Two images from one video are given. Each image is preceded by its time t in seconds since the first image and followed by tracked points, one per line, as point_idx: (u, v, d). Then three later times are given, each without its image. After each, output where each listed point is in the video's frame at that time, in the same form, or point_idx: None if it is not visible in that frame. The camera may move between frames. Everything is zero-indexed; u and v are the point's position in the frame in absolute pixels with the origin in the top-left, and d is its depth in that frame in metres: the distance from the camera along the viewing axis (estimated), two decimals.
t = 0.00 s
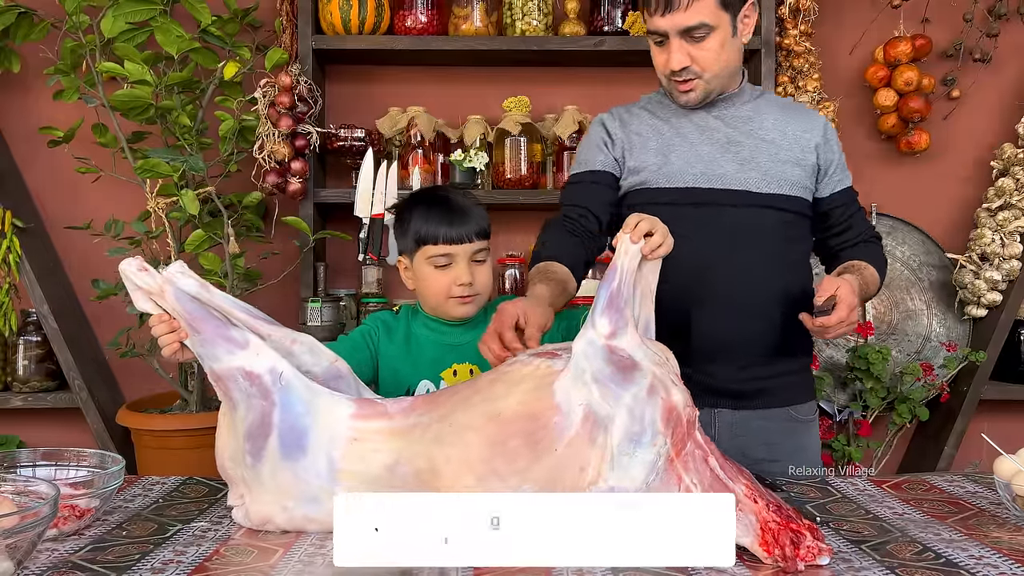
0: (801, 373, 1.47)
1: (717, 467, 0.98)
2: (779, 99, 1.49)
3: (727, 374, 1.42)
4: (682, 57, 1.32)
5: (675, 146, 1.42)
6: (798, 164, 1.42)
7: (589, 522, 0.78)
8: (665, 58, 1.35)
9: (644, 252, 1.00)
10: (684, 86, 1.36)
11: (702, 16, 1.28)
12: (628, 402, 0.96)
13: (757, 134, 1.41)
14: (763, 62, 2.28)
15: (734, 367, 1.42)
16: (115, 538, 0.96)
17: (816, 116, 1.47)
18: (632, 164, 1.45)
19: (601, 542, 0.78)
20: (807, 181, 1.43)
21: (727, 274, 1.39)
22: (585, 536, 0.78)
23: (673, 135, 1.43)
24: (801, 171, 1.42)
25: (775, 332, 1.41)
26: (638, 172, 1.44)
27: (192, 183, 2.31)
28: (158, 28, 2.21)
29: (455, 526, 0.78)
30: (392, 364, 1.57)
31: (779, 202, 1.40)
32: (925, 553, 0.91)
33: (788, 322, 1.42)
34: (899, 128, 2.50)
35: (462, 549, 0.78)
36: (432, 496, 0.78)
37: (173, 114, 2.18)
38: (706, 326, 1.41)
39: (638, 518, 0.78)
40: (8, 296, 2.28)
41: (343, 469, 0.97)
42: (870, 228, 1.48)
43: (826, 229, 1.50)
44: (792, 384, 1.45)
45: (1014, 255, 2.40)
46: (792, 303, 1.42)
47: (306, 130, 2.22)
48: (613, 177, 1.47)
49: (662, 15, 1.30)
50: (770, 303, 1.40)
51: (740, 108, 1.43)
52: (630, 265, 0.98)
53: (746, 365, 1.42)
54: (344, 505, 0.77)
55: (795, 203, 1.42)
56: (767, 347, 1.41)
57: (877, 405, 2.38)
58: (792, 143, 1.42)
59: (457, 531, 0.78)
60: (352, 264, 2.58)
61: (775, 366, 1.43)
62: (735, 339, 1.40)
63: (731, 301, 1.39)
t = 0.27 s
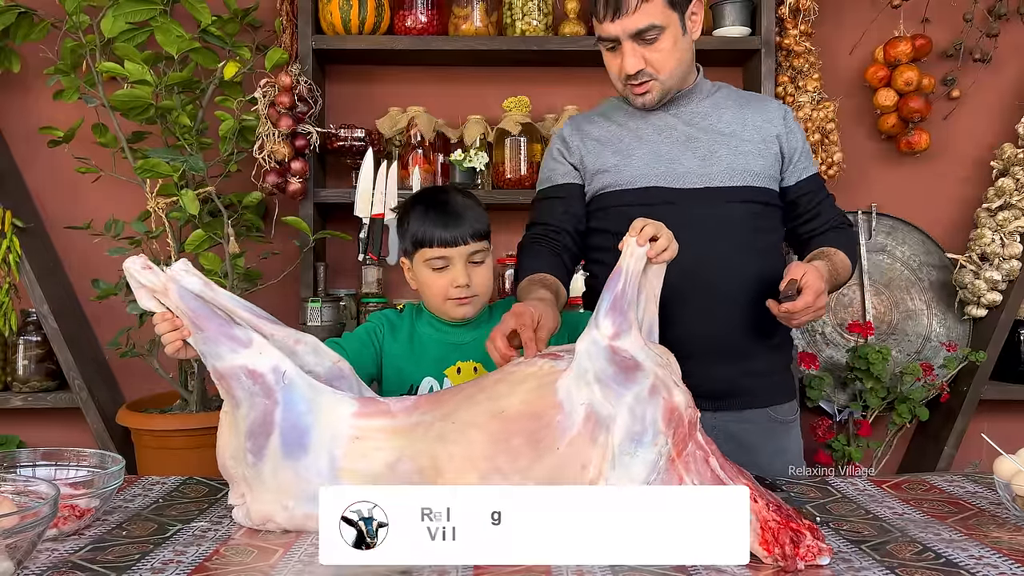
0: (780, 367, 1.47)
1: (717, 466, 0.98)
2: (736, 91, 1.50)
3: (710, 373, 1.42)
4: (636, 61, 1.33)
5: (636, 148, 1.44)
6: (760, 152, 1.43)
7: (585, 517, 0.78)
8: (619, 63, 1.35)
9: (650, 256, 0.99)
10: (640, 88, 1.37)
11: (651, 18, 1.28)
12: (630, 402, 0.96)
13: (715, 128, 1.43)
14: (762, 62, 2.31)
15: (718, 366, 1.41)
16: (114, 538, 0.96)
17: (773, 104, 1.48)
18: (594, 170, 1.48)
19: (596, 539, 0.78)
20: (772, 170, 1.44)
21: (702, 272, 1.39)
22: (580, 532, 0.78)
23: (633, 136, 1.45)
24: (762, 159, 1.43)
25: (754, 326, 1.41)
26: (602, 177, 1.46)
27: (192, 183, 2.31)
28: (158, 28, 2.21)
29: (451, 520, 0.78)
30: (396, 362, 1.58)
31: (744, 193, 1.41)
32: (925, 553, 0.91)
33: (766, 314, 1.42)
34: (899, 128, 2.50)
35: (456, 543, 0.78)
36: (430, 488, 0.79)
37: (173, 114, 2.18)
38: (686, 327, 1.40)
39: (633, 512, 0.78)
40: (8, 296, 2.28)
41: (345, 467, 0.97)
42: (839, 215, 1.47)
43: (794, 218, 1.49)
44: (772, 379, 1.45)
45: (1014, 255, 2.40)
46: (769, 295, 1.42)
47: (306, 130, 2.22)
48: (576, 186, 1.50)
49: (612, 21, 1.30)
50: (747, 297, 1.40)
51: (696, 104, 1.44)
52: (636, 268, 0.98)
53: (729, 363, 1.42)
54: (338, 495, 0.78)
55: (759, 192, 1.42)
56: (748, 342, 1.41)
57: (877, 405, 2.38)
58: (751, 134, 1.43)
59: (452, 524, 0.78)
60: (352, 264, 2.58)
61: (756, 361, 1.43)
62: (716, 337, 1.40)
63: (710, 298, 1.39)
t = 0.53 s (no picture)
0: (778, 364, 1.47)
1: (719, 467, 0.97)
2: (723, 87, 1.49)
3: (709, 373, 1.42)
4: (616, 65, 1.31)
5: (622, 150, 1.44)
6: (747, 149, 1.42)
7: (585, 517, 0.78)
8: (600, 67, 1.34)
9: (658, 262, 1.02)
10: (622, 90, 1.36)
11: (630, 22, 1.27)
12: (633, 401, 0.95)
13: (701, 126, 1.42)
14: (762, 62, 2.31)
15: (717, 365, 1.41)
16: (114, 538, 0.96)
17: (759, 98, 1.47)
18: (582, 174, 1.49)
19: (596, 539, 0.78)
20: (759, 166, 1.43)
21: (697, 271, 1.38)
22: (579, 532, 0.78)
23: (620, 138, 1.45)
24: (750, 155, 1.42)
25: (750, 323, 1.41)
26: (589, 178, 1.47)
27: (192, 183, 2.31)
28: (158, 28, 2.21)
29: (450, 519, 0.78)
30: (397, 360, 1.58)
31: (733, 191, 1.40)
32: (925, 553, 0.91)
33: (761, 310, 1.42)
34: (899, 129, 2.49)
35: (455, 543, 0.78)
36: (431, 488, 0.78)
37: (173, 114, 2.18)
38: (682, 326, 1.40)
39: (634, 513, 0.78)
40: (8, 296, 2.28)
41: (348, 465, 0.97)
42: (829, 207, 1.45)
43: (784, 212, 1.48)
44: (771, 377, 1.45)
45: (1014, 255, 2.40)
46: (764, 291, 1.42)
47: (306, 130, 2.22)
48: (564, 190, 1.52)
49: (591, 26, 1.28)
50: (742, 294, 1.40)
51: (680, 103, 1.44)
52: (643, 274, 0.99)
53: (727, 362, 1.41)
54: (337, 495, 0.78)
55: (748, 189, 1.41)
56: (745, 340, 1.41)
57: (877, 405, 2.38)
58: (738, 130, 1.42)
59: (452, 524, 0.78)
60: (352, 264, 2.58)
61: (755, 360, 1.43)
62: (712, 336, 1.40)
63: (706, 296, 1.39)
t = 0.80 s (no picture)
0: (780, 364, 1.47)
1: (719, 468, 0.97)
2: (730, 87, 1.49)
3: (711, 374, 1.41)
4: (619, 66, 1.31)
5: (629, 151, 1.44)
6: (754, 151, 1.42)
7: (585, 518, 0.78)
8: (604, 67, 1.34)
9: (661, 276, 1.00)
10: (626, 91, 1.36)
11: (633, 23, 1.26)
12: (636, 402, 0.96)
13: (709, 128, 1.42)
14: (762, 62, 2.31)
15: (720, 366, 1.41)
16: (114, 538, 0.96)
17: (766, 99, 1.47)
18: (588, 177, 1.48)
19: (597, 540, 0.78)
20: (766, 167, 1.43)
21: (702, 274, 1.38)
22: (579, 533, 0.78)
23: (626, 140, 1.45)
24: (757, 158, 1.42)
25: (754, 323, 1.41)
26: (596, 180, 1.47)
27: (192, 183, 2.31)
28: (158, 28, 2.21)
29: (450, 520, 0.78)
30: (401, 356, 1.58)
31: (739, 193, 1.40)
32: (925, 553, 0.91)
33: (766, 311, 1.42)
34: (899, 128, 2.49)
35: (455, 543, 0.78)
36: (432, 488, 0.78)
37: (173, 114, 2.18)
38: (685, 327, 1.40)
39: (634, 513, 0.78)
40: (8, 296, 2.28)
41: (350, 462, 0.97)
42: (836, 210, 1.46)
43: (791, 213, 1.48)
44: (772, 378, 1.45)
45: (1014, 255, 2.40)
46: (769, 292, 1.42)
47: (306, 130, 2.22)
48: (570, 195, 1.52)
49: (594, 27, 1.29)
50: (746, 295, 1.40)
51: (687, 104, 1.44)
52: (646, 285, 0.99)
53: (730, 364, 1.41)
54: (337, 494, 0.78)
55: (754, 191, 1.41)
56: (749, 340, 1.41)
57: (877, 405, 2.38)
58: (745, 132, 1.42)
59: (452, 524, 0.78)
60: (352, 264, 2.58)
61: (757, 364, 1.43)
62: (715, 337, 1.39)
63: (710, 296, 1.39)
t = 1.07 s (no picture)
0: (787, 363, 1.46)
1: (718, 468, 0.96)
2: (744, 87, 1.47)
3: (715, 376, 1.41)
4: (631, 69, 1.31)
5: (641, 154, 1.43)
6: (768, 153, 1.40)
7: (585, 517, 0.78)
8: (616, 69, 1.34)
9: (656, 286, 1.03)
10: (637, 93, 1.35)
11: (644, 25, 1.26)
12: (635, 402, 0.96)
13: (722, 129, 1.41)
14: (762, 62, 2.31)
15: (726, 367, 1.41)
16: (114, 538, 0.96)
17: (780, 100, 1.45)
18: (601, 178, 1.47)
19: (597, 541, 0.78)
20: (780, 169, 1.41)
21: (712, 277, 1.38)
22: (579, 533, 0.78)
23: (639, 143, 1.44)
24: (771, 160, 1.40)
25: (760, 324, 1.40)
26: (607, 184, 1.46)
27: (192, 183, 2.31)
28: (158, 28, 2.21)
29: (450, 519, 0.78)
30: (397, 357, 1.59)
31: (752, 196, 1.39)
32: (925, 553, 0.91)
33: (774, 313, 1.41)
34: (899, 128, 2.49)
35: (455, 543, 0.78)
36: (431, 488, 0.78)
37: (173, 114, 2.18)
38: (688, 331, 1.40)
39: (633, 513, 0.78)
40: (8, 296, 2.28)
41: (354, 449, 0.96)
42: (849, 210, 1.44)
43: (804, 214, 1.46)
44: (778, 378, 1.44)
45: (1014, 255, 2.40)
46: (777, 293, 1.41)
47: (306, 130, 2.22)
48: (581, 199, 1.52)
49: (606, 29, 1.29)
50: (753, 294, 1.39)
51: (700, 105, 1.43)
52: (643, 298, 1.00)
53: (737, 365, 1.41)
54: (338, 494, 0.78)
55: (768, 194, 1.40)
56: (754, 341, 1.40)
57: (877, 405, 2.38)
58: (759, 134, 1.41)
59: (451, 524, 0.78)
60: (352, 264, 2.58)
61: (765, 365, 1.43)
62: (719, 339, 1.40)
63: (714, 297, 1.39)
